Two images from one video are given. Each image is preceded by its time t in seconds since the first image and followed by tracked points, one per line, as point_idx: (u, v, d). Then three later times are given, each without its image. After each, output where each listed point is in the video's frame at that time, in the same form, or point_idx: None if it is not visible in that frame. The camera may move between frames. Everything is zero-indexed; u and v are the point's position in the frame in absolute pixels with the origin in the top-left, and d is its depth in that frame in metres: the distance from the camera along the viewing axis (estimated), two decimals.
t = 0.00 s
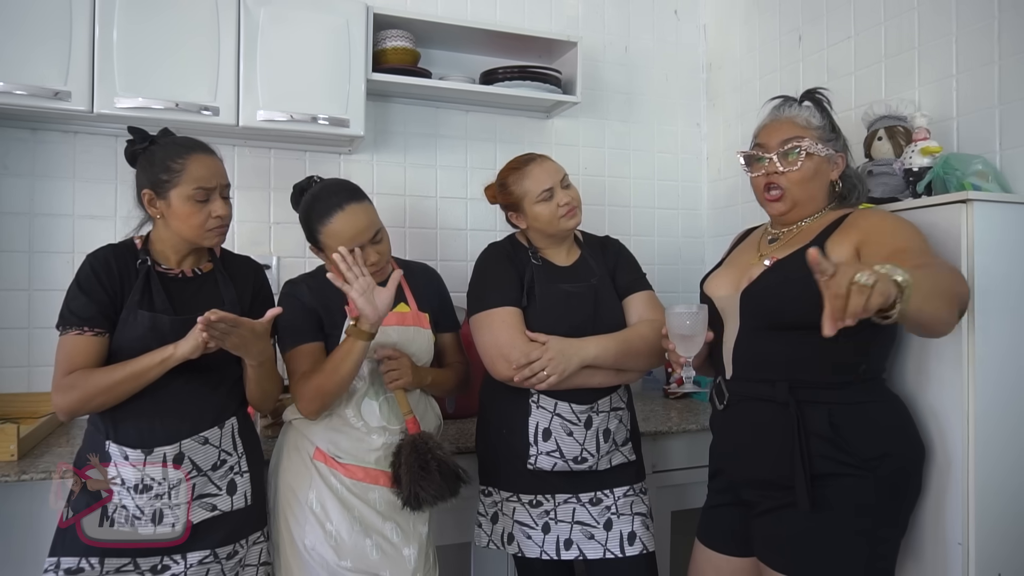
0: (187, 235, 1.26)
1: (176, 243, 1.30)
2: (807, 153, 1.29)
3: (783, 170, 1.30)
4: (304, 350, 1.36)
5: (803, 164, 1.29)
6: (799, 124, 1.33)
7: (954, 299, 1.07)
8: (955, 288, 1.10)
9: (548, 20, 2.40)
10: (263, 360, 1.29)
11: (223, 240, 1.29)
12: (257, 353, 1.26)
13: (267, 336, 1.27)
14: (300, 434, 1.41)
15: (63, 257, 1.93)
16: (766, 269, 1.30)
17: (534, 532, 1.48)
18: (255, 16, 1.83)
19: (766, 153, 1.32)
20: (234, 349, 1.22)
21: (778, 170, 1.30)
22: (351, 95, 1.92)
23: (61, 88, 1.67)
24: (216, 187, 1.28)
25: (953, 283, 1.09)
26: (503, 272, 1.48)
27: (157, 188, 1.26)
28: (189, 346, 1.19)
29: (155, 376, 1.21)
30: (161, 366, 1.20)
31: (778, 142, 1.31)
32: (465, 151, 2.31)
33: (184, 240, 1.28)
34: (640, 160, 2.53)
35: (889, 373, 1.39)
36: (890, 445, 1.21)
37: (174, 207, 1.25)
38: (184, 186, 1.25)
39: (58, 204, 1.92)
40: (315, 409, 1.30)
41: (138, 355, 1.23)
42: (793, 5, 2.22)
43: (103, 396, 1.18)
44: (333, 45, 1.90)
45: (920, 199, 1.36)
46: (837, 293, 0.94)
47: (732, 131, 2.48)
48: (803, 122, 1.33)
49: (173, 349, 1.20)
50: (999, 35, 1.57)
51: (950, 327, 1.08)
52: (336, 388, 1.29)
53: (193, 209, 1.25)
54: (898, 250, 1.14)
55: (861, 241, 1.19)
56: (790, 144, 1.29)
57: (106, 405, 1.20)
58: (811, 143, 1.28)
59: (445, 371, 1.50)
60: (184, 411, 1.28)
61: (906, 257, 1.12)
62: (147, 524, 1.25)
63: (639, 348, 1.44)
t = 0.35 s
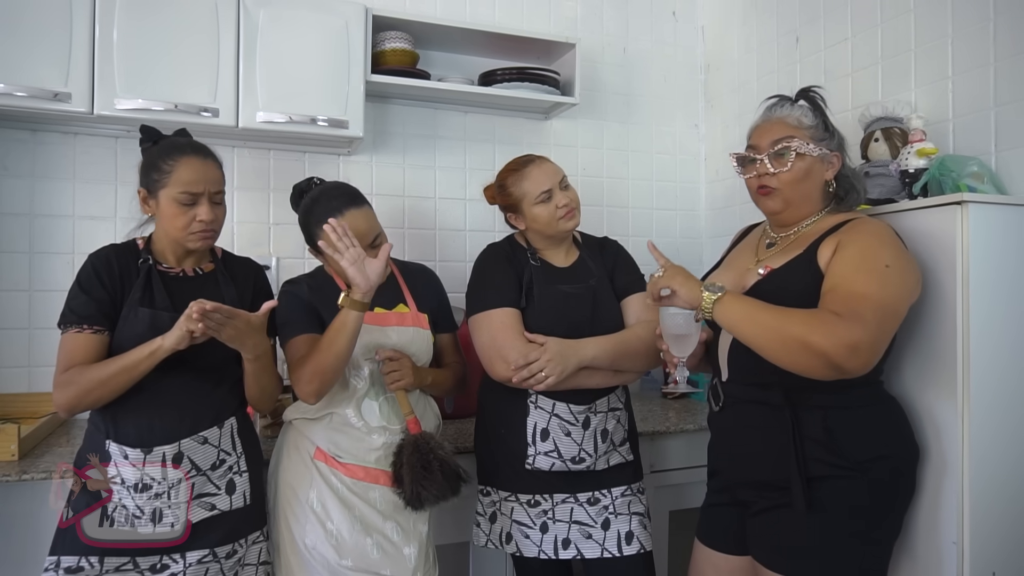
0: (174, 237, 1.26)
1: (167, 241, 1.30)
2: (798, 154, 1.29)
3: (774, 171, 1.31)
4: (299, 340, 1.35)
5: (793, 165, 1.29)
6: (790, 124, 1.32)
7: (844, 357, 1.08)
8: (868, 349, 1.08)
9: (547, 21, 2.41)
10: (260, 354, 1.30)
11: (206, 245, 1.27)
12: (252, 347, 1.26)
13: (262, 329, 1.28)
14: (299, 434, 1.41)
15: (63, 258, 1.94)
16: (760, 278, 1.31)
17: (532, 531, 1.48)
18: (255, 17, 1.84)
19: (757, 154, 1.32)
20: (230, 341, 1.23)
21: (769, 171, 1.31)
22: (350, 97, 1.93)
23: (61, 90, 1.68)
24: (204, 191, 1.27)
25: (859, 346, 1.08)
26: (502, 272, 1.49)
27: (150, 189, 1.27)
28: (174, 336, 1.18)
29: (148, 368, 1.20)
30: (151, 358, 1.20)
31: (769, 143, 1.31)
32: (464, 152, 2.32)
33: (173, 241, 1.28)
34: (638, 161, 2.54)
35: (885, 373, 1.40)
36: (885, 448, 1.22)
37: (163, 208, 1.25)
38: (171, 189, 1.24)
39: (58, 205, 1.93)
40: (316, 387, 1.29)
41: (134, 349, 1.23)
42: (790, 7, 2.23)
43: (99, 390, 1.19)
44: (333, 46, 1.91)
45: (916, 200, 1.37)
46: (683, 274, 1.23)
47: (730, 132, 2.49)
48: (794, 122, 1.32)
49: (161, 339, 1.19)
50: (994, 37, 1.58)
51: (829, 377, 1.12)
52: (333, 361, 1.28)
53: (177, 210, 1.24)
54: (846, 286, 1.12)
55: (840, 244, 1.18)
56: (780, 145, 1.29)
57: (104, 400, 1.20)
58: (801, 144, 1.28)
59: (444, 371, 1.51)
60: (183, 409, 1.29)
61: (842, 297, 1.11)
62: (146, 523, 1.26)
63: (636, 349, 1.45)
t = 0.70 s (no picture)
0: (190, 234, 1.27)
1: (178, 242, 1.31)
2: (772, 157, 1.29)
3: (751, 174, 1.32)
4: (304, 349, 1.38)
5: (769, 168, 1.30)
6: (766, 127, 1.33)
7: (846, 374, 1.10)
8: (866, 361, 1.10)
9: (546, 22, 2.42)
10: (262, 350, 1.31)
11: (224, 240, 1.30)
12: (256, 343, 1.28)
13: (265, 325, 1.29)
14: (299, 433, 1.42)
15: (65, 258, 1.94)
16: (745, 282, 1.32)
17: (531, 530, 1.49)
18: (255, 18, 1.85)
19: (734, 159, 1.34)
20: (234, 338, 1.24)
21: (745, 175, 1.32)
22: (350, 97, 1.94)
23: (61, 90, 1.68)
24: (218, 188, 1.31)
25: (857, 361, 1.09)
26: (501, 272, 1.50)
27: (160, 187, 1.28)
28: (170, 329, 1.18)
29: (146, 363, 1.21)
30: (149, 353, 1.20)
31: (745, 147, 1.33)
32: (464, 153, 2.33)
33: (186, 238, 1.29)
34: (637, 161, 2.55)
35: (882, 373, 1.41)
36: (876, 448, 1.22)
37: (177, 206, 1.27)
38: (188, 186, 1.27)
39: (59, 206, 1.94)
40: (314, 408, 1.35)
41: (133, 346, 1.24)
42: (789, 8, 2.24)
43: (98, 388, 1.19)
44: (333, 47, 1.92)
45: (912, 201, 1.37)
46: (678, 293, 1.25)
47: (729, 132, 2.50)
48: (771, 125, 1.33)
49: (157, 334, 1.19)
50: (991, 39, 1.59)
51: (831, 392, 1.14)
52: (332, 389, 1.33)
53: (196, 207, 1.27)
54: (834, 298, 1.12)
55: (822, 250, 1.18)
56: (755, 148, 1.30)
57: (104, 397, 1.21)
58: (775, 147, 1.29)
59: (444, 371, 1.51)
60: (184, 407, 1.30)
61: (833, 309, 1.11)
62: (148, 521, 1.27)
63: (635, 349, 1.46)
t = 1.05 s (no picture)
0: (191, 234, 1.28)
1: (180, 243, 1.32)
2: (751, 163, 1.30)
3: (733, 180, 1.32)
4: (302, 356, 1.41)
5: (749, 174, 1.30)
6: (743, 133, 1.33)
7: (827, 374, 1.11)
8: (848, 362, 1.11)
9: (545, 24, 2.43)
10: (262, 353, 1.32)
11: (225, 239, 1.31)
12: (255, 346, 1.29)
13: (265, 329, 1.30)
14: (300, 432, 1.43)
15: (66, 259, 1.95)
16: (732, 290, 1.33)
17: (530, 529, 1.50)
18: (256, 20, 1.86)
19: (715, 167, 1.34)
20: (235, 341, 1.25)
21: (727, 181, 1.32)
22: (351, 99, 1.95)
23: (62, 92, 1.69)
24: (219, 188, 1.31)
25: (840, 362, 1.10)
26: (501, 272, 1.50)
27: (162, 188, 1.29)
28: (168, 330, 1.19)
29: (146, 363, 1.22)
30: (148, 353, 1.21)
31: (724, 154, 1.33)
32: (463, 154, 2.34)
33: (187, 238, 1.30)
34: (635, 162, 2.56)
35: (879, 374, 1.42)
36: (869, 448, 1.23)
37: (178, 206, 1.28)
38: (189, 187, 1.28)
39: (61, 207, 1.95)
40: (308, 412, 1.37)
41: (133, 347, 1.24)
42: (787, 10, 2.25)
43: (100, 389, 1.20)
44: (333, 49, 1.93)
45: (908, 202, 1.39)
46: (695, 248, 1.22)
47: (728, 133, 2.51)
48: (747, 130, 1.33)
49: (155, 334, 1.20)
50: (987, 41, 1.60)
51: (809, 391, 1.15)
52: (334, 396, 1.36)
53: (197, 207, 1.27)
54: (821, 297, 1.12)
55: (808, 251, 1.19)
56: (734, 155, 1.31)
57: (105, 398, 1.22)
58: (752, 152, 1.29)
59: (444, 373, 1.53)
60: (186, 407, 1.30)
61: (820, 308, 1.12)
62: (149, 521, 1.28)
63: (633, 349, 1.47)
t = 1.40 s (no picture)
0: (190, 235, 1.29)
1: (180, 244, 1.33)
2: (738, 166, 1.31)
3: (721, 185, 1.33)
4: (309, 357, 1.41)
5: (736, 178, 1.31)
6: (729, 137, 1.34)
7: (827, 392, 1.13)
8: (846, 376, 1.12)
9: (545, 25, 2.44)
10: (261, 351, 1.33)
11: (224, 240, 1.32)
12: (252, 345, 1.30)
13: (262, 327, 1.31)
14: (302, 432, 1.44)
15: (68, 260, 1.96)
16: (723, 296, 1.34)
17: (530, 528, 1.51)
18: (257, 21, 1.87)
19: (703, 172, 1.36)
20: (232, 339, 1.26)
21: (716, 186, 1.34)
22: (351, 100, 1.95)
23: (64, 94, 1.70)
24: (217, 188, 1.32)
25: (837, 377, 1.12)
26: (502, 272, 1.51)
27: (161, 189, 1.30)
28: (189, 337, 1.22)
29: (159, 368, 1.24)
30: (162, 358, 1.23)
31: (712, 159, 1.34)
32: (463, 155, 2.35)
33: (187, 239, 1.31)
34: (635, 163, 2.57)
35: (877, 374, 1.43)
36: (865, 448, 1.24)
37: (177, 206, 1.29)
38: (187, 188, 1.29)
39: (63, 207, 1.96)
40: (314, 413, 1.37)
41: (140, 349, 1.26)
42: (786, 11, 2.26)
43: (108, 390, 1.22)
44: (333, 51, 1.94)
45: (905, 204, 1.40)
46: (671, 293, 1.25)
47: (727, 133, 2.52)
48: (733, 134, 1.34)
49: (173, 340, 1.23)
50: (984, 42, 1.61)
51: (811, 407, 1.17)
52: (342, 398, 1.37)
53: (196, 207, 1.28)
54: (811, 313, 1.13)
55: (796, 261, 1.20)
56: (721, 160, 1.32)
57: (111, 399, 1.23)
58: (740, 156, 1.30)
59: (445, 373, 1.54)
60: (188, 407, 1.31)
61: (810, 325, 1.13)
62: (151, 520, 1.29)
63: (632, 349, 1.48)
